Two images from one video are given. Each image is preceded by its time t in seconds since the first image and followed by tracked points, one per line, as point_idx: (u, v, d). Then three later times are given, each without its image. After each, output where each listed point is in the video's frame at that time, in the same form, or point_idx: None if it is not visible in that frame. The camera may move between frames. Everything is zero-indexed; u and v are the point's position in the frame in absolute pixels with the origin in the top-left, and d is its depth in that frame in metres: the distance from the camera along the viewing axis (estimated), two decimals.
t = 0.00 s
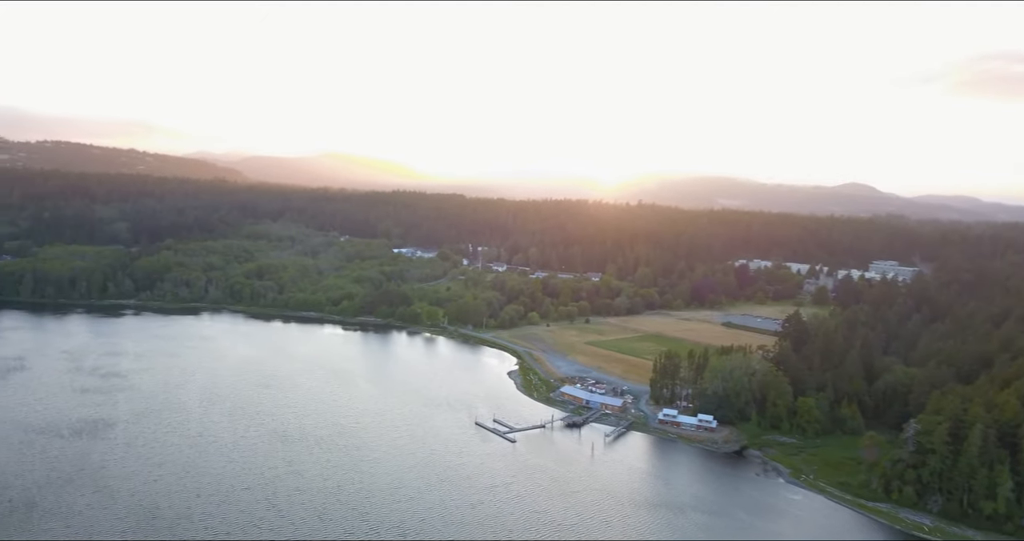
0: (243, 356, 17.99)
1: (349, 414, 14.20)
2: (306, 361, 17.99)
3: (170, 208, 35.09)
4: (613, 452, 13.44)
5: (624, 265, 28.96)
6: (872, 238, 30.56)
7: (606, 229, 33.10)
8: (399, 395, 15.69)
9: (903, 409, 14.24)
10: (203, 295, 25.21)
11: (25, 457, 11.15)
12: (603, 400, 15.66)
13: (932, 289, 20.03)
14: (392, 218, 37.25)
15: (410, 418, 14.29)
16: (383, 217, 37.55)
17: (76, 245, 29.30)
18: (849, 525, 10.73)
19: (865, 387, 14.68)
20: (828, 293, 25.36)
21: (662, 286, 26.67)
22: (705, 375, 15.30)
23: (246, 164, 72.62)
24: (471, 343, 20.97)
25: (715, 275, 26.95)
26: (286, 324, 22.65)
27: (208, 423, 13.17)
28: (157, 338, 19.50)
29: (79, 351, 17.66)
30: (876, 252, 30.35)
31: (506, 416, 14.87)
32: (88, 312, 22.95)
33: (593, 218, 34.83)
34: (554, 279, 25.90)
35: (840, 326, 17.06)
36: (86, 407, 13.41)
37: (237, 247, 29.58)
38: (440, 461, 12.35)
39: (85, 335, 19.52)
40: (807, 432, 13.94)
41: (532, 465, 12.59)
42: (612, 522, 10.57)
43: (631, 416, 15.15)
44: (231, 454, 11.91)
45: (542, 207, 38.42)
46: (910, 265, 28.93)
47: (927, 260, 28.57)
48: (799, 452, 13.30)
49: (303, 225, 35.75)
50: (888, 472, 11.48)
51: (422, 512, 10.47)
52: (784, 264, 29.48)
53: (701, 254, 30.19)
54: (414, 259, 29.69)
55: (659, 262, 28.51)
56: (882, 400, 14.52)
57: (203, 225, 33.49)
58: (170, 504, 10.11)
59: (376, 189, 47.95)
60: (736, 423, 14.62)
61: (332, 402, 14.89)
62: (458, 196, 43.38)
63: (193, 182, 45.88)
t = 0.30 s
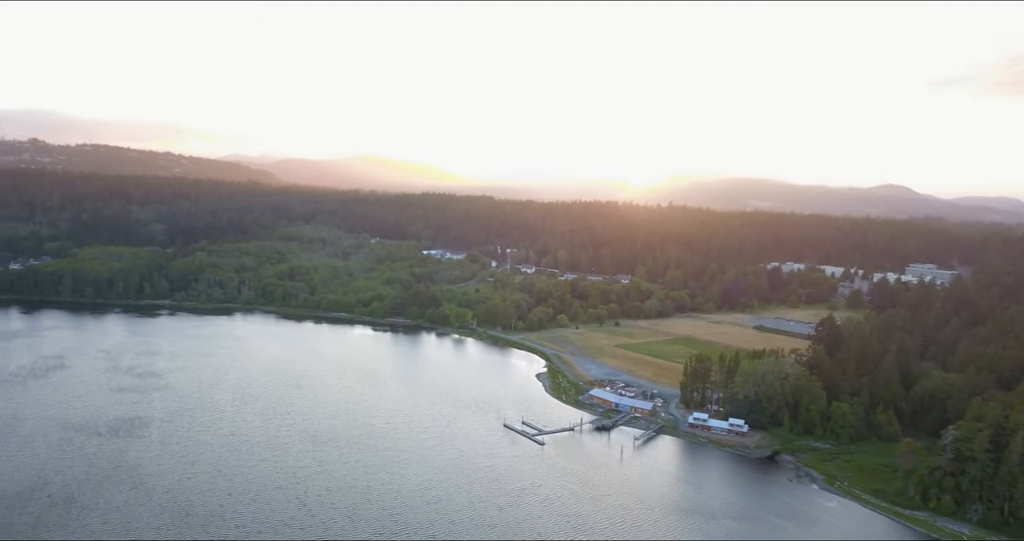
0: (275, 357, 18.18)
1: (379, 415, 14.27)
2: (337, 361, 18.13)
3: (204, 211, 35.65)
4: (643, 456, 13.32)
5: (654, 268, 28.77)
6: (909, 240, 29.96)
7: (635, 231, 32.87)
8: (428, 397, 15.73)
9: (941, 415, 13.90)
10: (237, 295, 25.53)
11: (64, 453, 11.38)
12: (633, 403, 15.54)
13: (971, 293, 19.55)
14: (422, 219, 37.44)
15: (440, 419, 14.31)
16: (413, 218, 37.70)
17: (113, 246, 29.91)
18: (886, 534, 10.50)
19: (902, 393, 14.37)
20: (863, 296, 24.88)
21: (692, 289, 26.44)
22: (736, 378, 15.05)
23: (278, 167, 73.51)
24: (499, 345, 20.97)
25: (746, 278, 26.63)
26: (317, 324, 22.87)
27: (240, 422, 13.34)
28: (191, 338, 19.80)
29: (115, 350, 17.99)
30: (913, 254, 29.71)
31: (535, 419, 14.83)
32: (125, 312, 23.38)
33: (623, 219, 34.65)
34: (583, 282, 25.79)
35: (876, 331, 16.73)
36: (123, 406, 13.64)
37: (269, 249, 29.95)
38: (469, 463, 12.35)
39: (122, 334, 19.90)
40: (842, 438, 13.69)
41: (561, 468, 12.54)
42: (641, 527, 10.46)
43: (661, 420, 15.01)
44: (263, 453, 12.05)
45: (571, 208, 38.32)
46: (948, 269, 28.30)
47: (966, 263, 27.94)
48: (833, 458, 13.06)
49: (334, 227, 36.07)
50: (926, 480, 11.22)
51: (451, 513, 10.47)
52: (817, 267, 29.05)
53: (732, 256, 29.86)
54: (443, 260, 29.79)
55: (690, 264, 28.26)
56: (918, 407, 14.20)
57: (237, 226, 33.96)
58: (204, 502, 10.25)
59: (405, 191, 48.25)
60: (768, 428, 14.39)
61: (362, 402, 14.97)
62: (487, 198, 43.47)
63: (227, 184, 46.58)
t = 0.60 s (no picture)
0: (307, 357, 18.36)
1: (409, 416, 14.33)
2: (367, 362, 18.25)
3: (238, 213, 36.18)
4: (675, 459, 13.19)
5: (685, 270, 28.56)
6: (948, 242, 29.28)
7: (666, 233, 32.63)
8: (458, 398, 15.75)
9: (983, 422, 13.55)
10: (270, 296, 25.86)
11: (103, 451, 11.62)
12: (664, 406, 15.40)
13: (1015, 296, 19.03)
14: (452, 221, 37.57)
15: (469, 421, 14.33)
16: (443, 219, 37.82)
17: (151, 247, 30.50)
18: None
19: (941, 399, 14.05)
20: (901, 299, 24.36)
21: (724, 291, 26.17)
22: (769, 382, 14.80)
23: (311, 170, 74.42)
24: (529, 347, 20.95)
25: (780, 280, 26.26)
26: (348, 325, 23.06)
27: (273, 422, 13.49)
28: (226, 338, 20.09)
29: (153, 349, 18.33)
30: (952, 256, 29.02)
31: (566, 421, 14.77)
32: (161, 312, 23.82)
33: (654, 221, 34.43)
34: (613, 284, 25.65)
35: (914, 334, 16.38)
36: (159, 405, 13.88)
37: (302, 250, 30.30)
38: (498, 465, 12.34)
39: (159, 334, 20.26)
40: (878, 444, 13.41)
41: (590, 471, 12.46)
42: (673, 532, 10.34)
43: (692, 424, 14.84)
44: (295, 453, 12.18)
45: (601, 210, 38.17)
46: (990, 271, 27.61)
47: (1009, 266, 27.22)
48: (869, 464, 12.81)
49: (366, 229, 36.38)
50: (966, 488, 10.95)
51: (480, 515, 10.47)
52: (853, 269, 28.55)
53: (765, 259, 29.48)
54: (473, 262, 29.85)
55: (722, 266, 27.96)
56: (958, 413, 13.86)
57: (270, 227, 34.42)
58: (237, 500, 10.38)
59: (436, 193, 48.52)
60: (802, 433, 14.14)
61: (392, 403, 15.05)
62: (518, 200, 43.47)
63: (261, 187, 47.25)
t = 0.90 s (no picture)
0: (339, 358, 18.51)
1: (439, 417, 14.36)
2: (399, 363, 18.35)
3: (273, 214, 36.69)
4: (707, 463, 13.04)
5: (718, 272, 28.31)
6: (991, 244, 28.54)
7: (699, 234, 32.35)
8: (488, 400, 15.76)
9: None
10: (303, 297, 26.15)
11: (140, 448, 11.84)
12: (697, 410, 15.22)
13: None
14: (483, 222, 37.66)
15: (499, 423, 14.32)
16: (474, 221, 37.93)
17: (188, 248, 31.06)
18: None
19: (983, 405, 13.71)
20: (941, 302, 23.83)
21: (758, 293, 25.89)
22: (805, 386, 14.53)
23: (343, 173, 75.24)
24: (560, 349, 20.89)
25: (815, 282, 25.84)
26: (380, 326, 23.22)
27: (306, 421, 13.64)
28: (260, 338, 20.36)
29: (189, 349, 18.65)
30: (996, 258, 28.28)
31: (597, 424, 14.68)
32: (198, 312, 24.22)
33: (686, 222, 34.14)
34: (645, 285, 25.45)
35: (955, 338, 15.98)
36: (195, 404, 14.11)
37: (335, 251, 30.61)
38: (528, 467, 12.31)
39: (196, 334, 20.59)
40: (918, 450, 13.12)
41: (622, 474, 12.36)
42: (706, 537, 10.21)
43: (725, 427, 14.65)
44: (327, 452, 12.28)
45: (633, 211, 37.97)
46: None
47: None
48: (908, 471, 12.52)
49: (397, 231, 36.64)
50: (1009, 497, 10.65)
51: (510, 516, 10.44)
52: (891, 272, 28.00)
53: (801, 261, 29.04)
54: (503, 263, 29.87)
55: (757, 268, 27.64)
56: (1001, 420, 13.52)
57: (303, 228, 34.82)
58: (270, 498, 10.50)
59: (467, 195, 48.69)
60: (838, 439, 13.86)
61: (423, 404, 15.09)
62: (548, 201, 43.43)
63: (295, 188, 47.90)
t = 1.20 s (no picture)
0: (372, 358, 18.64)
1: (470, 419, 14.37)
2: (429, 364, 18.40)
3: (306, 216, 37.11)
4: (740, 468, 12.85)
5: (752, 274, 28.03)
6: None
7: (732, 235, 31.97)
8: (519, 402, 15.72)
9: None
10: (336, 297, 26.38)
11: (177, 446, 12.04)
12: (730, 413, 15.02)
13: None
14: (514, 224, 37.65)
15: (530, 425, 14.27)
16: (505, 222, 37.95)
17: (223, 250, 31.54)
18: None
19: None
20: (983, 305, 23.24)
21: (793, 296, 25.55)
22: (841, 391, 14.23)
23: (375, 175, 75.86)
24: (591, 351, 20.79)
25: (852, 284, 25.37)
26: (411, 327, 23.34)
27: (338, 421, 13.74)
28: (294, 339, 20.58)
29: (224, 349, 18.92)
30: None
31: (628, 427, 14.57)
32: (233, 313, 24.58)
33: (719, 223, 33.78)
34: (677, 287, 25.20)
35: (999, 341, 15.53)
36: (229, 403, 14.31)
37: (367, 253, 30.84)
38: (559, 469, 12.25)
39: (231, 334, 20.89)
40: (959, 457, 12.79)
41: (654, 478, 12.24)
42: None
43: (759, 432, 14.43)
44: (359, 452, 12.36)
45: (666, 212, 37.69)
46: None
47: None
48: (948, 479, 12.21)
49: (428, 233, 36.84)
50: None
51: (541, 519, 10.40)
52: (931, 275, 27.38)
53: (836, 263, 28.55)
54: (534, 265, 29.82)
55: (791, 270, 27.29)
56: None
57: (336, 230, 35.18)
58: (303, 497, 10.59)
59: (499, 196, 48.74)
60: (876, 445, 13.56)
61: (454, 406, 15.11)
62: (579, 202, 43.28)
63: (328, 190, 48.39)
